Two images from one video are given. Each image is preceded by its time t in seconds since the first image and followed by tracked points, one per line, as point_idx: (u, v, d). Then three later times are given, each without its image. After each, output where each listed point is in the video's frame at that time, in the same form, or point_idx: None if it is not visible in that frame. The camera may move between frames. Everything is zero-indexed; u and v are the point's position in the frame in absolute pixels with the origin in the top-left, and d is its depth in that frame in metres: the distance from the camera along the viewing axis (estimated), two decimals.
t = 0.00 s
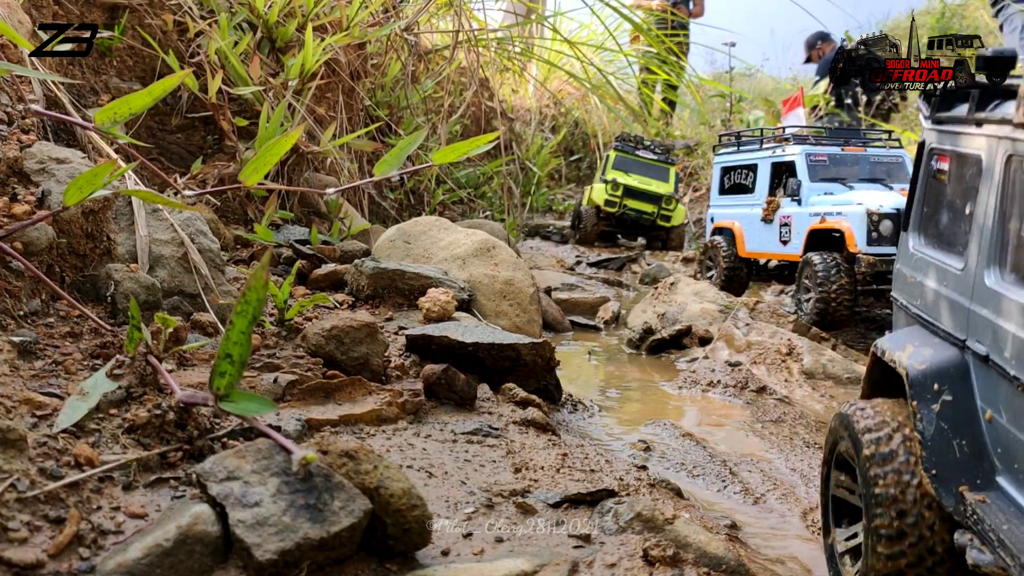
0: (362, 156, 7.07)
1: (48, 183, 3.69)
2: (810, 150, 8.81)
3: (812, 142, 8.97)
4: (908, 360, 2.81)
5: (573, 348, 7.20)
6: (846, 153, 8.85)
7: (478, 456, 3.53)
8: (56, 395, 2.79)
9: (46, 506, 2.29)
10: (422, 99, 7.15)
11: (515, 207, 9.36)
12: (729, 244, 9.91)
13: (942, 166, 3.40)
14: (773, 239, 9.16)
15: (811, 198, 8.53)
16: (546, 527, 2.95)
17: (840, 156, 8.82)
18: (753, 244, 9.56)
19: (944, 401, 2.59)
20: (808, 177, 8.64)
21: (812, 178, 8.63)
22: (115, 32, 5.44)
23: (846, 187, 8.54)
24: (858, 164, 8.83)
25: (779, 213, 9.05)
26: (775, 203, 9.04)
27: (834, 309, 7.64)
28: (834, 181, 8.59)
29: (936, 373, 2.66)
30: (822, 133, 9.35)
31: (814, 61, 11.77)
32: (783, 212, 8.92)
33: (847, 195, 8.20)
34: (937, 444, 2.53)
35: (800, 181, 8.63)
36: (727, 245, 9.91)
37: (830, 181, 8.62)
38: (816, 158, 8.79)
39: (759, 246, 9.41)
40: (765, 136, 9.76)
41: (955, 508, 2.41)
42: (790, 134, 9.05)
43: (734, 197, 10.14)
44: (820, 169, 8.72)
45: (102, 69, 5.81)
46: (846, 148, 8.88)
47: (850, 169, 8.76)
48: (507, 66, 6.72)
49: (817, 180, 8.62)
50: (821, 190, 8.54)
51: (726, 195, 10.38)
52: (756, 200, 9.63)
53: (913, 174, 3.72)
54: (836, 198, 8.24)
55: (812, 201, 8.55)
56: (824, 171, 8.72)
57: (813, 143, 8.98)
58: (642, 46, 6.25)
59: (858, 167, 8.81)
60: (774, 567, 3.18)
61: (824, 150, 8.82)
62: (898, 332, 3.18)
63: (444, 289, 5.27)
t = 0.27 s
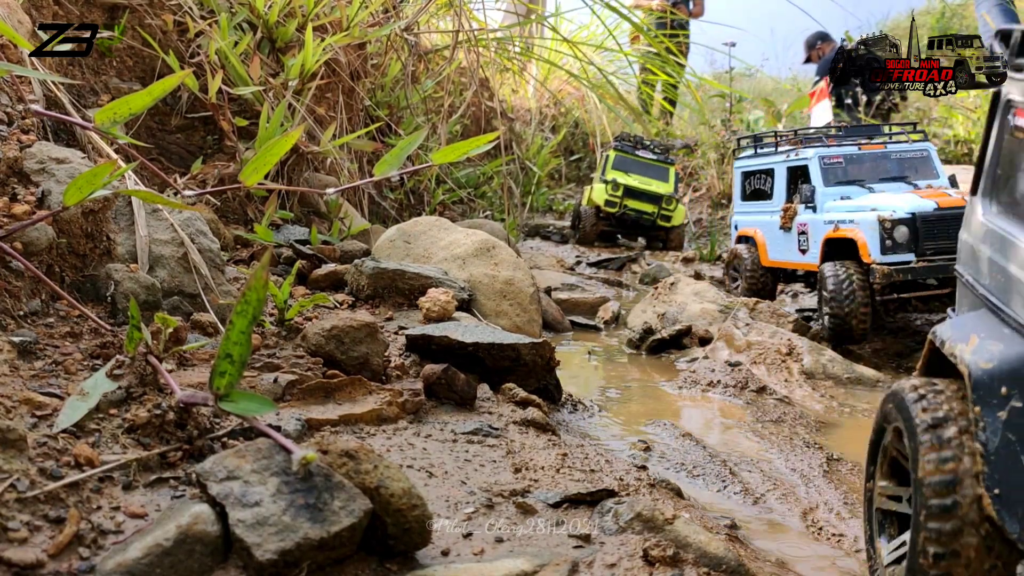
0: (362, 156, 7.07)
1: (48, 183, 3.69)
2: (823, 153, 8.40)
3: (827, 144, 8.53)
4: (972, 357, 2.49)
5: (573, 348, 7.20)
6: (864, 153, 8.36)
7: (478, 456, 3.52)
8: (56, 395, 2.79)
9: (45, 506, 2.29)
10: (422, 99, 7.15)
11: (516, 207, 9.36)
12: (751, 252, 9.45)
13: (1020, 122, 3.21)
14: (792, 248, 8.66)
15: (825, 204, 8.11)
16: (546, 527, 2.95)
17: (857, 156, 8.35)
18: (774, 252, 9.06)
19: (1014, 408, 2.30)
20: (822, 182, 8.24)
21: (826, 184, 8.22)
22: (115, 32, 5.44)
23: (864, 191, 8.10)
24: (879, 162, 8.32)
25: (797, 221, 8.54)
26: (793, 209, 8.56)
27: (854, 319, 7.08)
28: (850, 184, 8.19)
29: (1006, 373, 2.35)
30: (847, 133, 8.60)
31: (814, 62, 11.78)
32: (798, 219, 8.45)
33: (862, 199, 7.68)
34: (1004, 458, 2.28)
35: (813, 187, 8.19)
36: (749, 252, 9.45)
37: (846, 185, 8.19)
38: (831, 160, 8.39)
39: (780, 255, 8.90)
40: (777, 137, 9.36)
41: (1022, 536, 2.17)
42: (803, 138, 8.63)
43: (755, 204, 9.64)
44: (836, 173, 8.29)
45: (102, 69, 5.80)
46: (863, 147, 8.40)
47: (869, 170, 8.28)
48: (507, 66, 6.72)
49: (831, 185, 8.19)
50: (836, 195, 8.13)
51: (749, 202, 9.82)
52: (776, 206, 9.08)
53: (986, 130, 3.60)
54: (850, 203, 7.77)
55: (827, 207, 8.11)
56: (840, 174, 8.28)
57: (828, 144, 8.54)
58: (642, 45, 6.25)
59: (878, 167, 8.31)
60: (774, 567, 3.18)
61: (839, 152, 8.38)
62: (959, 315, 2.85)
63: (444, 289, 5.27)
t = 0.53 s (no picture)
0: (362, 156, 7.07)
1: (48, 183, 3.70)
2: (853, 154, 7.08)
3: (861, 142, 7.17)
4: None
5: (573, 348, 7.21)
6: (903, 153, 7.03)
7: (478, 456, 3.53)
8: (56, 395, 2.79)
9: (46, 506, 2.29)
10: (422, 99, 7.14)
11: (516, 206, 9.36)
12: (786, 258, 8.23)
13: None
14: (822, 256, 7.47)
15: (850, 214, 6.94)
16: (546, 527, 2.95)
17: (892, 158, 7.04)
18: (809, 258, 7.82)
19: None
20: (849, 188, 7.03)
21: (854, 190, 7.01)
22: (114, 32, 5.44)
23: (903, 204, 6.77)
24: (921, 165, 7.02)
25: (825, 228, 7.39)
26: (820, 214, 7.40)
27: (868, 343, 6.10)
28: (880, 190, 6.98)
29: None
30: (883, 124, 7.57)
31: (814, 61, 11.78)
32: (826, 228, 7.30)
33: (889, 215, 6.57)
34: None
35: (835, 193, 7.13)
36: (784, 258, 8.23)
37: (875, 193, 6.98)
38: (863, 163, 7.08)
39: (814, 262, 7.69)
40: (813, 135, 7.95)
41: None
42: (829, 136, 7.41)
43: (796, 202, 8.23)
44: (866, 177, 7.05)
45: (102, 69, 5.80)
46: (903, 148, 7.04)
47: (908, 173, 6.99)
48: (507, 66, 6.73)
49: (858, 191, 7.00)
50: (865, 203, 6.95)
51: (798, 198, 8.24)
52: (811, 207, 7.78)
53: None
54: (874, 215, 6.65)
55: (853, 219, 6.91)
56: (871, 180, 7.04)
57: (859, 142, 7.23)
58: (642, 46, 6.25)
59: (918, 169, 7.01)
60: (774, 567, 3.19)
61: (872, 152, 7.08)
62: None
63: (444, 289, 5.27)
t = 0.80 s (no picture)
0: (362, 156, 7.07)
1: (48, 183, 3.70)
2: (848, 163, 6.32)
3: (860, 147, 6.37)
4: None
5: (572, 348, 7.21)
6: (906, 158, 6.19)
7: (478, 456, 3.53)
8: (56, 395, 2.79)
9: (46, 506, 2.29)
10: (422, 99, 7.14)
11: (515, 207, 9.37)
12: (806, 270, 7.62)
13: None
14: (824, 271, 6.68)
15: (841, 232, 6.22)
16: (546, 527, 2.95)
17: (893, 165, 6.24)
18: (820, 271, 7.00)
19: None
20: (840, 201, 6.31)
21: (846, 205, 6.27)
22: (114, 32, 5.44)
23: (896, 224, 6.03)
24: (928, 169, 6.18)
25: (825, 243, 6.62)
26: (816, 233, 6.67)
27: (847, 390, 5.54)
28: (876, 204, 6.21)
29: None
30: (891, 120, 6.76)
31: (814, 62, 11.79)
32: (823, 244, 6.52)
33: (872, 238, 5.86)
34: None
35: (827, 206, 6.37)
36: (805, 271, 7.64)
37: (870, 208, 6.22)
38: (858, 171, 6.33)
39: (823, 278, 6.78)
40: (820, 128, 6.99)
41: None
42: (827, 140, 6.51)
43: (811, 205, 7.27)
44: (860, 189, 6.29)
45: (102, 69, 5.80)
46: (905, 152, 6.21)
47: (907, 184, 6.19)
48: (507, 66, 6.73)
49: (851, 207, 6.25)
50: (858, 219, 6.22)
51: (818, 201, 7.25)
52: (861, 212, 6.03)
53: None
54: (854, 234, 6.05)
55: (841, 238, 6.22)
56: (866, 191, 6.27)
57: (859, 147, 6.41)
58: (642, 46, 6.25)
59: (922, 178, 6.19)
60: (774, 567, 3.19)
61: (870, 159, 6.29)
62: None
63: (444, 289, 5.27)
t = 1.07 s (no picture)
0: (362, 156, 7.07)
1: (48, 183, 3.70)
2: (835, 168, 6.13)
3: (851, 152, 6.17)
4: None
5: (573, 348, 7.21)
6: (898, 164, 5.98)
7: (478, 456, 3.53)
8: (56, 395, 2.79)
9: (46, 506, 2.29)
10: (422, 99, 7.14)
11: (515, 206, 9.37)
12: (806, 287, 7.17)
13: None
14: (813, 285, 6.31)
15: (826, 244, 5.96)
16: (546, 527, 2.95)
17: (884, 170, 6.04)
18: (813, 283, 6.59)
19: None
20: (828, 211, 6.08)
21: (832, 214, 6.04)
22: (114, 32, 5.44)
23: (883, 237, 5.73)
24: (921, 174, 5.95)
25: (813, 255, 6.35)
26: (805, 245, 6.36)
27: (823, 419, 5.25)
28: (865, 213, 5.96)
29: None
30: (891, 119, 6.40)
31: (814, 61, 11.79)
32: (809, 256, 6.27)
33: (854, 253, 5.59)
34: None
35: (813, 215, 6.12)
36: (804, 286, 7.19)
37: (857, 218, 5.97)
38: (848, 177, 6.13)
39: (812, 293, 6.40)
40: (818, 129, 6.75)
41: None
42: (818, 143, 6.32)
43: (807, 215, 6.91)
44: (849, 195, 6.08)
45: (102, 69, 5.80)
46: (898, 157, 5.98)
47: (900, 193, 5.93)
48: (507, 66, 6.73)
49: (838, 216, 6.02)
50: (846, 228, 5.98)
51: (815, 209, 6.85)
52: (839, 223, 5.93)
53: None
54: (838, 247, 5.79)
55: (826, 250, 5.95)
56: (856, 198, 6.04)
57: (852, 152, 6.22)
58: (642, 47, 6.26)
59: (914, 185, 5.94)
60: (774, 567, 3.20)
61: (860, 164, 6.09)
62: None
63: (444, 289, 5.27)
